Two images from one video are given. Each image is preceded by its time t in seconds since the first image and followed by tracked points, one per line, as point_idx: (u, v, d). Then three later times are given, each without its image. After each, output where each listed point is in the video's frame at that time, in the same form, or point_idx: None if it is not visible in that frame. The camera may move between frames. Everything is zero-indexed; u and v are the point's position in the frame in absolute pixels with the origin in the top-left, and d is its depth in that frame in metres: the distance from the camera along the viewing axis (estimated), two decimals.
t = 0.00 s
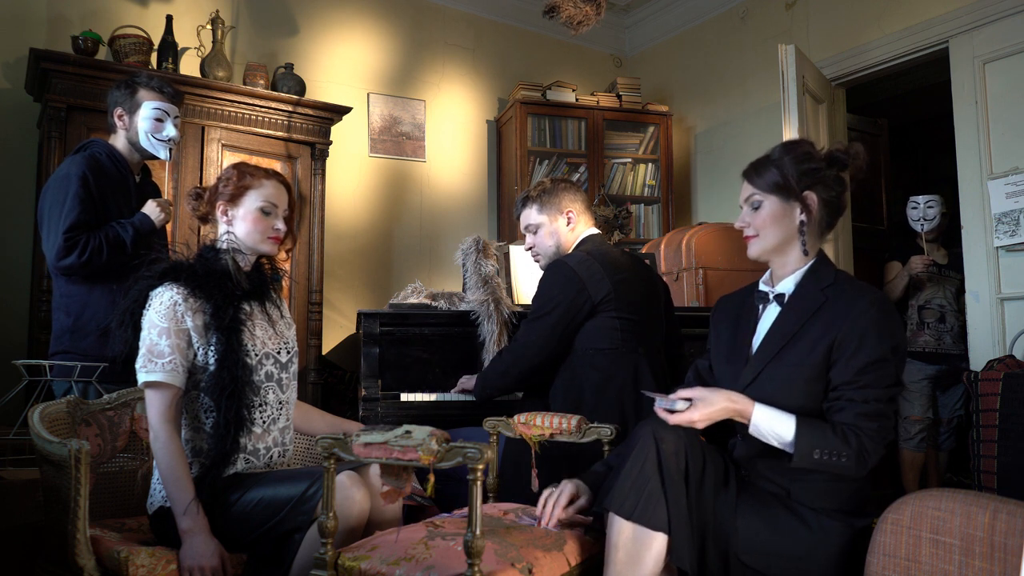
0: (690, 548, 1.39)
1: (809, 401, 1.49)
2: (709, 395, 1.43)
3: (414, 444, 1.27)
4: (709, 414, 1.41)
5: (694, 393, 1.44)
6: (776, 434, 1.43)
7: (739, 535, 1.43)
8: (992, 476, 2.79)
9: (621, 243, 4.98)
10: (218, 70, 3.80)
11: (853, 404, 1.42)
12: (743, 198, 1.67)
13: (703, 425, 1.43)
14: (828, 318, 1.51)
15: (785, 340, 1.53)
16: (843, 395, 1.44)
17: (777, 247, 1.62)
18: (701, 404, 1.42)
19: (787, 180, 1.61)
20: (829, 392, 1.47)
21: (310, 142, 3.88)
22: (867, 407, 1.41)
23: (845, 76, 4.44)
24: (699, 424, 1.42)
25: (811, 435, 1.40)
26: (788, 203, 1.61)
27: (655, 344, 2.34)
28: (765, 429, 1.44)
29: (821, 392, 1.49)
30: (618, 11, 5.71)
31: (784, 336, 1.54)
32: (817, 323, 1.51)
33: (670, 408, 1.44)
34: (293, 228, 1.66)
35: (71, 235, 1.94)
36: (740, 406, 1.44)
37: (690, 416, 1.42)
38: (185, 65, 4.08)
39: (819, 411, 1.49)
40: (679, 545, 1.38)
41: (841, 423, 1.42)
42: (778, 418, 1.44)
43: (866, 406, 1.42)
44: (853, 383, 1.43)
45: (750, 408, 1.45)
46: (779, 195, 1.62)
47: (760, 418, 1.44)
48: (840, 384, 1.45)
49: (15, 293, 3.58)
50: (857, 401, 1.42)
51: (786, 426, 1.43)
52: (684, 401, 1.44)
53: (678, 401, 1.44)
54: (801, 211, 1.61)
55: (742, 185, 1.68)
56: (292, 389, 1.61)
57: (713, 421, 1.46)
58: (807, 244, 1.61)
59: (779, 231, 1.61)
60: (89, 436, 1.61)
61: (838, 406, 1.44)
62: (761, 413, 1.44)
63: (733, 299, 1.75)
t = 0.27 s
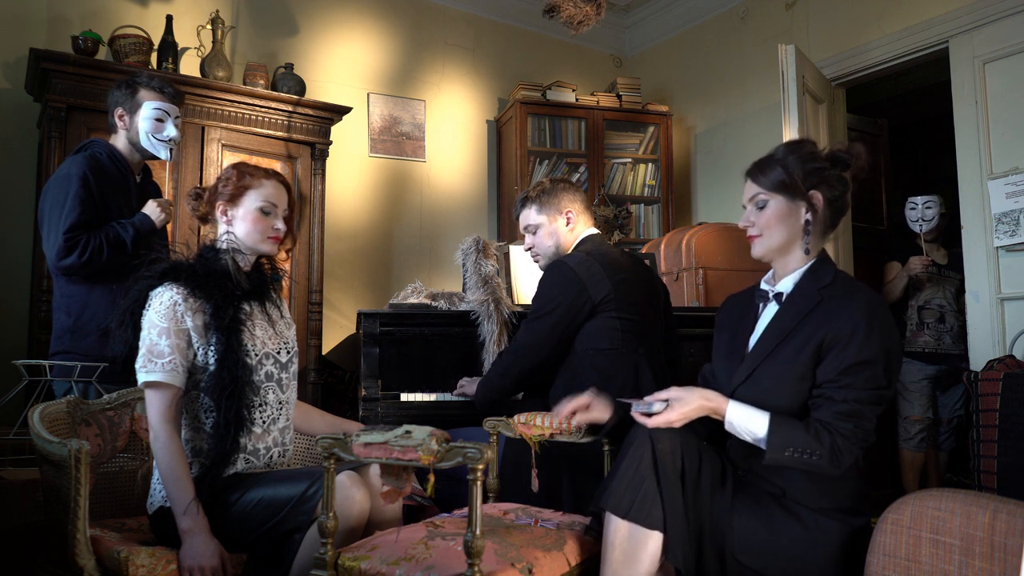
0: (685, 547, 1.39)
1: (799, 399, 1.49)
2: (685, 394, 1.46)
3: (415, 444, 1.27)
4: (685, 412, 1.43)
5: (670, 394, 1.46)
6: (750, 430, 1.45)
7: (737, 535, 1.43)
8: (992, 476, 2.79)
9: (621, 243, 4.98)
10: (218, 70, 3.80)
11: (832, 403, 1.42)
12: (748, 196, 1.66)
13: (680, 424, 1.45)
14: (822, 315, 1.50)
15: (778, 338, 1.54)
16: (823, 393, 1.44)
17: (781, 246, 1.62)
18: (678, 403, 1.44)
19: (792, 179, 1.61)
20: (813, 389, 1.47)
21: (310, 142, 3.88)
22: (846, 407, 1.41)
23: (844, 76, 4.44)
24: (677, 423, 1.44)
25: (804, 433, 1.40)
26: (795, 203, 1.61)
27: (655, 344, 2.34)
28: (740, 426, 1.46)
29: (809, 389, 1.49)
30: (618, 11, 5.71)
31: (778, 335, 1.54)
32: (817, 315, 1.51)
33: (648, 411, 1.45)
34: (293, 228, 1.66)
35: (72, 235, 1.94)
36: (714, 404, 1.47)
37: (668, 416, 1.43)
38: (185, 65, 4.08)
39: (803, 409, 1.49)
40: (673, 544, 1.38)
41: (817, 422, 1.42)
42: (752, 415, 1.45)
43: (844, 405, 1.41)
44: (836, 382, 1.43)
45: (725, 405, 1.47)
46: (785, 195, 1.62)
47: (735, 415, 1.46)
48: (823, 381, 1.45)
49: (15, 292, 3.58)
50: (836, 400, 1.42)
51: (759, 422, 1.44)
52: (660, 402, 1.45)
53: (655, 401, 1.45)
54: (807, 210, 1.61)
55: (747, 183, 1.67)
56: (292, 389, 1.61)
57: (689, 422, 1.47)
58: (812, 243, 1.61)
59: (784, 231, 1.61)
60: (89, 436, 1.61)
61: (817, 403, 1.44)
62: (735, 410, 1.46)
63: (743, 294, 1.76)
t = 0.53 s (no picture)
0: (682, 545, 1.39)
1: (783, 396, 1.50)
2: (673, 393, 1.45)
3: (415, 444, 1.27)
4: (674, 411, 1.43)
5: (657, 393, 1.45)
6: (735, 428, 1.45)
7: (736, 534, 1.43)
8: (992, 476, 2.79)
9: (621, 243, 4.98)
10: (218, 70, 3.80)
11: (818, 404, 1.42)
12: (748, 197, 1.66)
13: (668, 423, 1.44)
14: (813, 313, 1.50)
15: (770, 339, 1.54)
16: (811, 392, 1.44)
17: (781, 246, 1.62)
18: (665, 401, 1.44)
19: (792, 179, 1.60)
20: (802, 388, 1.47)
21: (310, 142, 3.88)
22: (833, 406, 1.41)
23: (844, 76, 4.44)
24: (666, 421, 1.43)
25: (804, 433, 1.40)
26: (795, 203, 1.61)
27: (655, 344, 2.34)
28: (727, 423, 1.47)
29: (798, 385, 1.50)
30: (618, 11, 5.71)
31: (768, 336, 1.55)
32: (808, 314, 1.51)
33: (635, 410, 1.44)
34: (293, 228, 1.66)
35: (71, 234, 1.93)
36: (702, 401, 1.47)
37: (655, 414, 1.43)
38: (185, 65, 4.08)
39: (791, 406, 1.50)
40: (670, 541, 1.39)
41: (804, 420, 1.42)
42: (740, 413, 1.46)
43: (832, 405, 1.41)
44: (824, 381, 1.43)
45: (712, 403, 1.48)
46: (785, 195, 1.61)
47: (722, 413, 1.47)
48: (812, 380, 1.45)
49: (15, 292, 3.58)
50: (823, 399, 1.42)
51: (746, 420, 1.45)
52: (647, 401, 1.44)
53: (641, 401, 1.44)
54: (807, 212, 1.61)
55: (746, 184, 1.67)
56: (292, 389, 1.61)
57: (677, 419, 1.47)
58: (812, 243, 1.62)
59: (784, 232, 1.61)
60: (89, 436, 1.61)
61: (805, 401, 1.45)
62: (722, 407, 1.47)
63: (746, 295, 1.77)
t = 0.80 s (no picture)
0: (679, 544, 1.40)
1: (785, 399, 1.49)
2: (681, 395, 1.46)
3: (415, 444, 1.27)
4: (682, 413, 1.44)
5: (666, 395, 1.47)
6: (746, 429, 1.44)
7: (735, 534, 1.43)
8: (992, 476, 2.79)
9: (621, 243, 4.98)
10: (218, 70, 3.80)
11: (827, 403, 1.42)
12: (748, 198, 1.66)
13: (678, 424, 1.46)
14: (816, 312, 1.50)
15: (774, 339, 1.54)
16: (819, 393, 1.44)
17: (781, 247, 1.62)
18: (674, 403, 1.45)
19: (792, 182, 1.60)
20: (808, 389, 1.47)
21: (310, 142, 3.88)
22: (842, 406, 1.40)
23: (844, 76, 4.44)
24: (675, 423, 1.44)
25: (807, 433, 1.39)
26: (794, 205, 1.61)
27: (655, 344, 2.34)
28: (737, 425, 1.45)
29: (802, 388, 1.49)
30: (618, 11, 5.71)
31: (773, 331, 1.54)
32: (809, 314, 1.51)
33: (644, 411, 1.46)
34: (293, 228, 1.66)
35: (71, 234, 1.93)
36: (711, 403, 1.47)
37: (663, 416, 1.44)
38: (185, 65, 4.08)
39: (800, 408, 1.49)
40: (668, 541, 1.39)
41: (814, 421, 1.41)
42: (750, 415, 1.45)
43: (841, 405, 1.41)
44: (830, 381, 1.43)
45: (722, 405, 1.47)
46: (785, 197, 1.61)
47: (732, 415, 1.46)
48: (818, 380, 1.44)
49: (15, 292, 3.58)
50: (832, 400, 1.42)
51: (757, 423, 1.44)
52: (656, 403, 1.46)
53: (650, 403, 1.46)
54: (806, 214, 1.61)
55: (746, 184, 1.67)
56: (292, 389, 1.61)
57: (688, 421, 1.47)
58: (811, 245, 1.62)
59: (784, 233, 1.61)
60: (89, 436, 1.61)
61: (813, 403, 1.44)
62: (733, 410, 1.46)
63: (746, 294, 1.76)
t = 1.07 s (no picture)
0: (680, 544, 1.39)
1: (801, 404, 1.49)
2: (709, 400, 1.44)
3: (415, 444, 1.27)
4: (710, 419, 1.42)
5: (694, 399, 1.44)
6: (776, 436, 1.43)
7: (736, 534, 1.43)
8: (992, 476, 2.79)
9: (621, 243, 4.98)
10: (218, 70, 3.80)
11: (851, 406, 1.41)
12: (745, 196, 1.67)
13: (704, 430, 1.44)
14: (824, 314, 1.50)
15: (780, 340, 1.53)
16: (840, 397, 1.43)
17: (778, 246, 1.62)
18: (701, 408, 1.43)
19: (791, 181, 1.60)
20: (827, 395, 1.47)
21: (310, 142, 3.88)
22: (866, 408, 1.40)
23: (844, 76, 4.43)
24: (701, 429, 1.42)
25: (814, 433, 1.39)
26: (791, 204, 1.61)
27: (655, 345, 2.34)
28: (766, 432, 1.44)
29: (821, 393, 1.49)
30: (618, 11, 5.72)
31: (779, 333, 1.54)
32: (817, 314, 1.51)
33: (671, 415, 1.44)
34: (293, 228, 1.67)
35: (71, 234, 1.93)
36: (739, 410, 1.45)
37: (691, 421, 1.42)
38: (185, 65, 4.08)
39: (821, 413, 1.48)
40: (668, 540, 1.38)
41: (839, 425, 1.41)
42: (778, 420, 1.43)
43: (865, 407, 1.40)
44: (850, 384, 1.42)
45: (751, 412, 1.45)
46: (784, 196, 1.61)
47: (762, 422, 1.44)
48: (836, 386, 1.44)
49: (15, 292, 3.58)
50: (855, 402, 1.41)
51: (785, 428, 1.42)
52: (683, 407, 1.44)
53: (677, 406, 1.44)
54: (803, 214, 1.61)
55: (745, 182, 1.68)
56: (292, 389, 1.61)
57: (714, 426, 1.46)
58: (808, 245, 1.61)
59: (781, 231, 1.62)
60: (89, 436, 1.61)
61: (836, 408, 1.43)
62: (761, 416, 1.44)
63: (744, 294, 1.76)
